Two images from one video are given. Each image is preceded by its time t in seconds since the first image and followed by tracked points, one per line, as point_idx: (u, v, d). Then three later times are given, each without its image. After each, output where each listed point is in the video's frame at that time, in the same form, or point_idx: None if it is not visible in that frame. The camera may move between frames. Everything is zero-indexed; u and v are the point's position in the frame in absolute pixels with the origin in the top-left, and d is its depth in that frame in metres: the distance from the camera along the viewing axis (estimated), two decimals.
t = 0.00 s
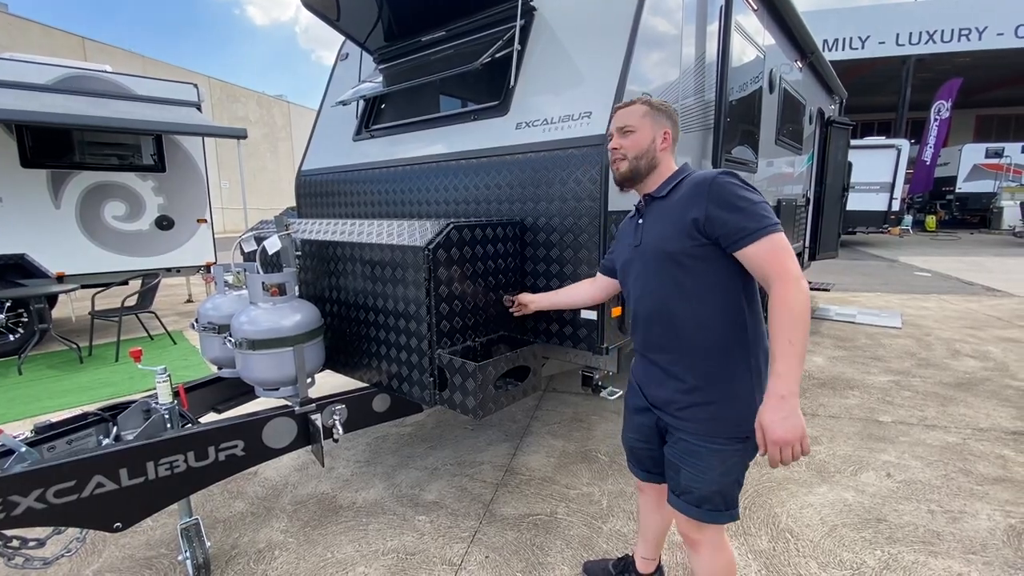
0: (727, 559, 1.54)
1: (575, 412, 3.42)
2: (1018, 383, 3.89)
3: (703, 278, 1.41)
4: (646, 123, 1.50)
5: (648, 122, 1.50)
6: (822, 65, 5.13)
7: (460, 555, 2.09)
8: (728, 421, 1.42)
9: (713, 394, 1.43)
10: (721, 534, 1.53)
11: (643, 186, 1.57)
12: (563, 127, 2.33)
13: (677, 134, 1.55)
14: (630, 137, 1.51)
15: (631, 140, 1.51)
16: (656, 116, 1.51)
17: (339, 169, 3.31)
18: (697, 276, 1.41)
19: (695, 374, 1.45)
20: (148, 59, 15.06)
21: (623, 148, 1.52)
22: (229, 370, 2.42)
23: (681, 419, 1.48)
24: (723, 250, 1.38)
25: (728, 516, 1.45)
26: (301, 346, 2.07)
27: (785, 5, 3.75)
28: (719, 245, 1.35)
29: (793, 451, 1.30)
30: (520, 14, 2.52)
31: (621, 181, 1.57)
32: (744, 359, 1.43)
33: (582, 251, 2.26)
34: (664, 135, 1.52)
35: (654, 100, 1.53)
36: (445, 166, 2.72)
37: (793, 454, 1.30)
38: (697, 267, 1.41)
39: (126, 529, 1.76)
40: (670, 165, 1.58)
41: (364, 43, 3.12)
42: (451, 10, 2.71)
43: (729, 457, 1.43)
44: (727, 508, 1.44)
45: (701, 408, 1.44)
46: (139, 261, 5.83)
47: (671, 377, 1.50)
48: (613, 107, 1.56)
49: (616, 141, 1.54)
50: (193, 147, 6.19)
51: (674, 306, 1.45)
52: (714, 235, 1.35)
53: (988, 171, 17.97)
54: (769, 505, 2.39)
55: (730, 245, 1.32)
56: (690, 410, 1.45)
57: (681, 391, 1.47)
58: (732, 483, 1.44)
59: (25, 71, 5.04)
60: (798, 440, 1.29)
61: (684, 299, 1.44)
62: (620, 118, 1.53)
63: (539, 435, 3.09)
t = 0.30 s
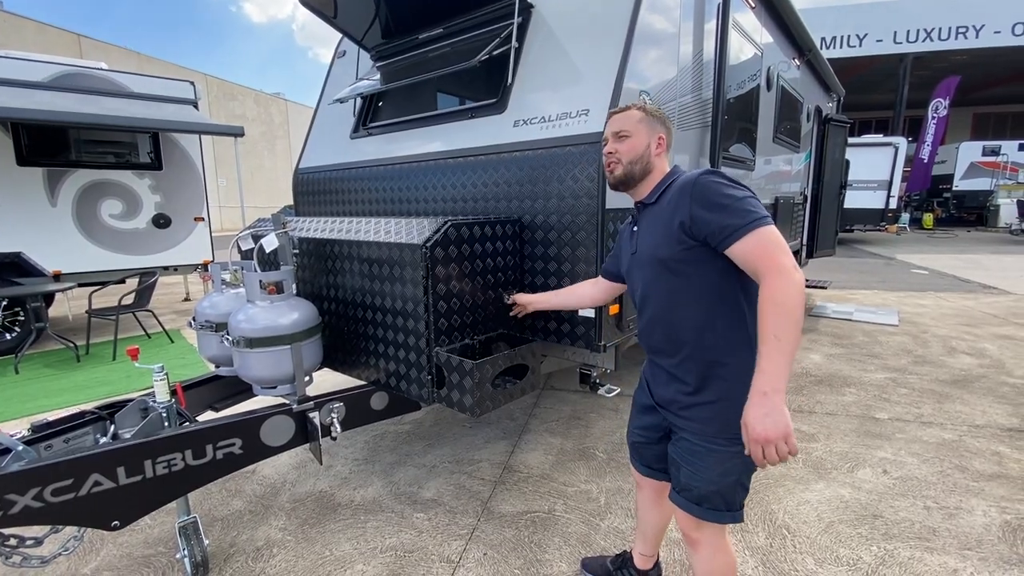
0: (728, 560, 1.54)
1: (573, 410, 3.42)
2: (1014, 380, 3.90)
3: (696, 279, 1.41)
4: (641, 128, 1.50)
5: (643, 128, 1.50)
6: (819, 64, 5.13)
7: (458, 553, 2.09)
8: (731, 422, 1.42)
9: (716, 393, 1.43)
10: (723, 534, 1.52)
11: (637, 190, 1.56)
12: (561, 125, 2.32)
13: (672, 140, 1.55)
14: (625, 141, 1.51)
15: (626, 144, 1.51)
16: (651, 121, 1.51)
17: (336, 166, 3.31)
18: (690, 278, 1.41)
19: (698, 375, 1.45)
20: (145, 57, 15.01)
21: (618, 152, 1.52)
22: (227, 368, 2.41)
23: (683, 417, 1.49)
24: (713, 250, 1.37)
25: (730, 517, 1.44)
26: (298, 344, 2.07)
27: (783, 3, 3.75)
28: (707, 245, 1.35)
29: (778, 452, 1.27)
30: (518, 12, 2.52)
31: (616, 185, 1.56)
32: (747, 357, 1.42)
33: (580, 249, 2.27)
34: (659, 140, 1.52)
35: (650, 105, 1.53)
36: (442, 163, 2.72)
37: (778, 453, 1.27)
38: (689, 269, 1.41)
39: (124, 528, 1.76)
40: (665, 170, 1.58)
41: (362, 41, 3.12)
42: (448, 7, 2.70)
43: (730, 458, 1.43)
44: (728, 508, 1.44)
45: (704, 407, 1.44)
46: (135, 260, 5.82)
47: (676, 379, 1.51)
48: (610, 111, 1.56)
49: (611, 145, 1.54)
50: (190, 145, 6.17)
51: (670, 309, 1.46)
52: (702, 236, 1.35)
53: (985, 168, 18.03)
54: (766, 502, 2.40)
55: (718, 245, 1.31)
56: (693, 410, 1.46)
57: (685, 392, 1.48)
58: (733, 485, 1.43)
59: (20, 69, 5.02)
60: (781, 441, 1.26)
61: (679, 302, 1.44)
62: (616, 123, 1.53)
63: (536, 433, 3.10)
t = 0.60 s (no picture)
0: (707, 548, 1.54)
1: (572, 406, 3.43)
2: (1010, 375, 3.92)
3: (676, 284, 1.41)
4: (626, 117, 1.49)
5: (627, 117, 1.48)
6: (817, 59, 5.13)
7: (457, 549, 2.10)
8: (696, 414, 1.42)
9: (683, 389, 1.43)
10: (697, 523, 1.53)
11: (634, 179, 1.54)
12: (559, 121, 2.32)
13: (665, 122, 1.50)
14: (612, 133, 1.51)
15: (612, 137, 1.51)
16: (637, 108, 1.48)
17: (334, 163, 3.30)
18: (671, 281, 1.41)
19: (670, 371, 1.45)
20: (140, 54, 14.93)
21: (606, 144, 1.52)
22: (226, 365, 2.41)
23: (652, 406, 1.49)
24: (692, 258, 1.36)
25: (694, 507, 1.44)
26: (297, 342, 2.07)
27: None
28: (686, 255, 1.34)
29: (625, 407, 1.23)
30: (516, 8, 2.51)
31: (613, 177, 1.56)
32: (718, 358, 1.42)
33: (578, 245, 2.27)
34: (647, 126, 1.48)
35: (636, 91, 1.50)
36: (441, 161, 2.71)
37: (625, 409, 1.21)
38: (670, 273, 1.40)
39: (124, 525, 1.76)
40: (662, 155, 1.52)
41: (359, 37, 3.10)
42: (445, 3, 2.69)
43: (694, 450, 1.43)
44: (694, 499, 1.44)
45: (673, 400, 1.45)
46: (132, 258, 5.81)
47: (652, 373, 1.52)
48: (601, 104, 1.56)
49: (600, 138, 1.54)
50: (186, 142, 6.16)
51: (650, 308, 1.47)
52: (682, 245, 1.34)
53: (983, 164, 18.06)
54: (764, 497, 2.41)
55: (694, 256, 1.30)
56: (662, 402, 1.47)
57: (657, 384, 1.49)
58: (697, 476, 1.43)
59: (16, 66, 5.00)
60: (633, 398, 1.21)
61: (659, 303, 1.45)
62: (604, 116, 1.53)
63: (535, 429, 3.10)
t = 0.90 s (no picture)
0: (696, 540, 1.55)
1: (572, 400, 3.44)
2: (1009, 368, 3.92)
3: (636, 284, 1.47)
4: (598, 124, 1.52)
5: (599, 124, 1.52)
6: (817, 52, 5.12)
7: (458, 543, 2.11)
8: (667, 409, 1.43)
9: (653, 385, 1.46)
10: (685, 515, 1.54)
11: (625, 179, 1.57)
12: (558, 115, 2.32)
13: (635, 117, 1.47)
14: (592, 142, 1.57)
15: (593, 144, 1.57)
16: (606, 111, 1.50)
17: (332, 158, 3.30)
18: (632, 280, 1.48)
19: (645, 367, 1.48)
20: (137, 49, 14.85)
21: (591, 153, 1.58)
22: (226, 362, 2.42)
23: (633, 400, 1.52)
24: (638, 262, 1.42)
25: (666, 501, 1.47)
26: (297, 337, 2.07)
27: None
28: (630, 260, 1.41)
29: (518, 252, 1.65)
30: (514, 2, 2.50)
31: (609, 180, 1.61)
32: (686, 359, 1.43)
33: (577, 240, 2.28)
34: (616, 127, 1.49)
35: (605, 92, 1.50)
36: (439, 156, 2.71)
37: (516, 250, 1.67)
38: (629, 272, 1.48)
39: (126, 521, 1.77)
40: (645, 149, 1.51)
41: (356, 31, 3.09)
42: None
43: (664, 445, 1.44)
44: (667, 494, 1.46)
45: (646, 395, 1.47)
46: (132, 254, 5.81)
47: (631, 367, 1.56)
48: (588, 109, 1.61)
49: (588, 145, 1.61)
50: (184, 138, 6.15)
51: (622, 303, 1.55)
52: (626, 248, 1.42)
53: (983, 157, 18.02)
54: (763, 490, 2.42)
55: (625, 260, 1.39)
56: (637, 396, 1.50)
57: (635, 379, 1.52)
58: (668, 472, 1.44)
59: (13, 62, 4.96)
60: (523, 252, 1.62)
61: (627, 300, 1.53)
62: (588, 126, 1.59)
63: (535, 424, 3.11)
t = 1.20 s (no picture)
0: (689, 524, 1.56)
1: (574, 392, 3.44)
2: (1010, 357, 3.93)
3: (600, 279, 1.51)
4: (547, 143, 1.58)
5: (546, 144, 1.58)
6: (818, 40, 5.08)
7: (463, 534, 2.12)
8: (645, 397, 1.47)
9: (632, 376, 1.50)
10: (676, 500, 1.55)
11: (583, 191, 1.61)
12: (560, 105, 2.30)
13: (576, 134, 1.51)
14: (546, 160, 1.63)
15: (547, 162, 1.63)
16: (551, 132, 1.55)
17: (332, 150, 3.27)
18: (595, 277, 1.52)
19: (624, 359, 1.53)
20: (132, 41, 14.73)
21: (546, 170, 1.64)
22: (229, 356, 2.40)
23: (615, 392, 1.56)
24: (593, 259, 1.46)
25: (654, 487, 1.50)
26: (299, 331, 2.07)
27: None
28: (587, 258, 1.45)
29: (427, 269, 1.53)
30: None
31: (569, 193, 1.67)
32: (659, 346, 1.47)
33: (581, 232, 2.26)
34: (562, 146, 1.54)
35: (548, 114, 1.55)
36: (440, 147, 2.69)
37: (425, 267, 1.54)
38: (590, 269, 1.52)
39: (132, 515, 1.78)
40: (594, 163, 1.55)
41: (355, 21, 3.06)
42: None
43: (647, 432, 1.48)
44: (654, 480, 1.50)
45: (626, 386, 1.51)
46: (131, 248, 5.79)
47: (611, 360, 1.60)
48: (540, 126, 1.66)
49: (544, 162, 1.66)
50: (182, 131, 6.12)
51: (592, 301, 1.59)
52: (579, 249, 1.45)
53: (984, 145, 17.97)
54: (766, 479, 2.43)
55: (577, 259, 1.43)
56: (618, 387, 1.54)
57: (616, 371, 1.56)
58: (653, 458, 1.48)
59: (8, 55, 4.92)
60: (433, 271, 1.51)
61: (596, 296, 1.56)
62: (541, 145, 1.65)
63: (538, 415, 3.12)
